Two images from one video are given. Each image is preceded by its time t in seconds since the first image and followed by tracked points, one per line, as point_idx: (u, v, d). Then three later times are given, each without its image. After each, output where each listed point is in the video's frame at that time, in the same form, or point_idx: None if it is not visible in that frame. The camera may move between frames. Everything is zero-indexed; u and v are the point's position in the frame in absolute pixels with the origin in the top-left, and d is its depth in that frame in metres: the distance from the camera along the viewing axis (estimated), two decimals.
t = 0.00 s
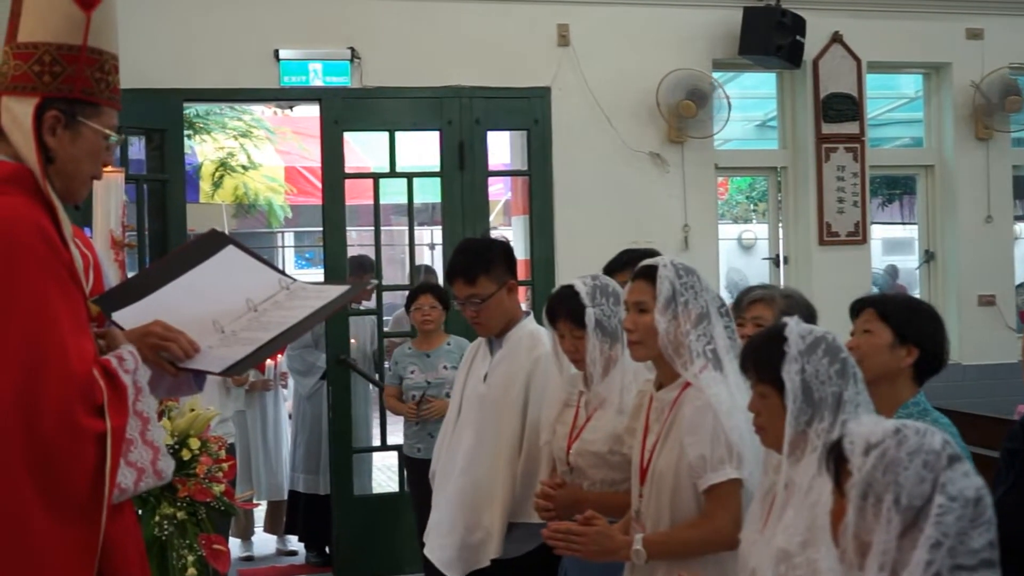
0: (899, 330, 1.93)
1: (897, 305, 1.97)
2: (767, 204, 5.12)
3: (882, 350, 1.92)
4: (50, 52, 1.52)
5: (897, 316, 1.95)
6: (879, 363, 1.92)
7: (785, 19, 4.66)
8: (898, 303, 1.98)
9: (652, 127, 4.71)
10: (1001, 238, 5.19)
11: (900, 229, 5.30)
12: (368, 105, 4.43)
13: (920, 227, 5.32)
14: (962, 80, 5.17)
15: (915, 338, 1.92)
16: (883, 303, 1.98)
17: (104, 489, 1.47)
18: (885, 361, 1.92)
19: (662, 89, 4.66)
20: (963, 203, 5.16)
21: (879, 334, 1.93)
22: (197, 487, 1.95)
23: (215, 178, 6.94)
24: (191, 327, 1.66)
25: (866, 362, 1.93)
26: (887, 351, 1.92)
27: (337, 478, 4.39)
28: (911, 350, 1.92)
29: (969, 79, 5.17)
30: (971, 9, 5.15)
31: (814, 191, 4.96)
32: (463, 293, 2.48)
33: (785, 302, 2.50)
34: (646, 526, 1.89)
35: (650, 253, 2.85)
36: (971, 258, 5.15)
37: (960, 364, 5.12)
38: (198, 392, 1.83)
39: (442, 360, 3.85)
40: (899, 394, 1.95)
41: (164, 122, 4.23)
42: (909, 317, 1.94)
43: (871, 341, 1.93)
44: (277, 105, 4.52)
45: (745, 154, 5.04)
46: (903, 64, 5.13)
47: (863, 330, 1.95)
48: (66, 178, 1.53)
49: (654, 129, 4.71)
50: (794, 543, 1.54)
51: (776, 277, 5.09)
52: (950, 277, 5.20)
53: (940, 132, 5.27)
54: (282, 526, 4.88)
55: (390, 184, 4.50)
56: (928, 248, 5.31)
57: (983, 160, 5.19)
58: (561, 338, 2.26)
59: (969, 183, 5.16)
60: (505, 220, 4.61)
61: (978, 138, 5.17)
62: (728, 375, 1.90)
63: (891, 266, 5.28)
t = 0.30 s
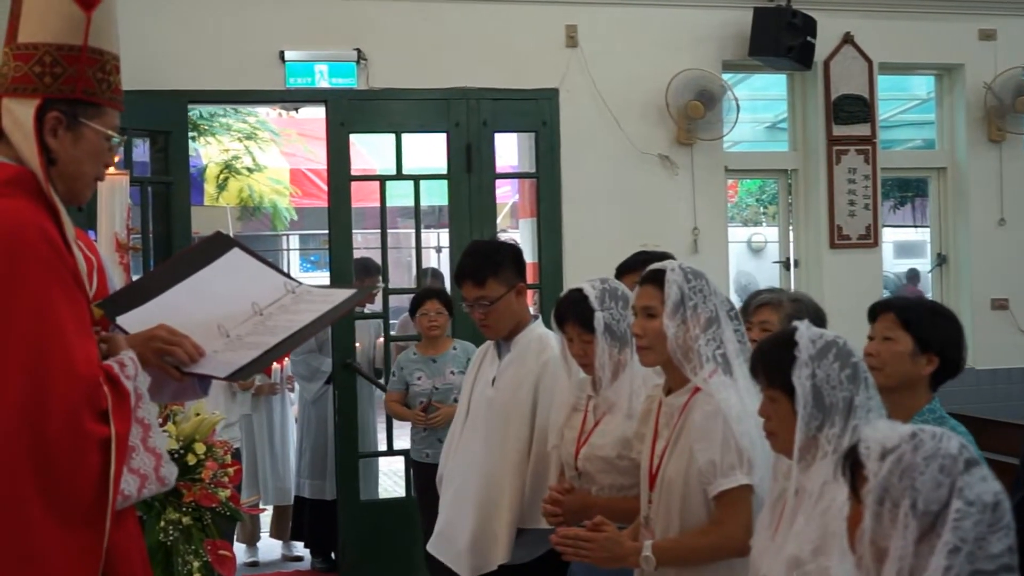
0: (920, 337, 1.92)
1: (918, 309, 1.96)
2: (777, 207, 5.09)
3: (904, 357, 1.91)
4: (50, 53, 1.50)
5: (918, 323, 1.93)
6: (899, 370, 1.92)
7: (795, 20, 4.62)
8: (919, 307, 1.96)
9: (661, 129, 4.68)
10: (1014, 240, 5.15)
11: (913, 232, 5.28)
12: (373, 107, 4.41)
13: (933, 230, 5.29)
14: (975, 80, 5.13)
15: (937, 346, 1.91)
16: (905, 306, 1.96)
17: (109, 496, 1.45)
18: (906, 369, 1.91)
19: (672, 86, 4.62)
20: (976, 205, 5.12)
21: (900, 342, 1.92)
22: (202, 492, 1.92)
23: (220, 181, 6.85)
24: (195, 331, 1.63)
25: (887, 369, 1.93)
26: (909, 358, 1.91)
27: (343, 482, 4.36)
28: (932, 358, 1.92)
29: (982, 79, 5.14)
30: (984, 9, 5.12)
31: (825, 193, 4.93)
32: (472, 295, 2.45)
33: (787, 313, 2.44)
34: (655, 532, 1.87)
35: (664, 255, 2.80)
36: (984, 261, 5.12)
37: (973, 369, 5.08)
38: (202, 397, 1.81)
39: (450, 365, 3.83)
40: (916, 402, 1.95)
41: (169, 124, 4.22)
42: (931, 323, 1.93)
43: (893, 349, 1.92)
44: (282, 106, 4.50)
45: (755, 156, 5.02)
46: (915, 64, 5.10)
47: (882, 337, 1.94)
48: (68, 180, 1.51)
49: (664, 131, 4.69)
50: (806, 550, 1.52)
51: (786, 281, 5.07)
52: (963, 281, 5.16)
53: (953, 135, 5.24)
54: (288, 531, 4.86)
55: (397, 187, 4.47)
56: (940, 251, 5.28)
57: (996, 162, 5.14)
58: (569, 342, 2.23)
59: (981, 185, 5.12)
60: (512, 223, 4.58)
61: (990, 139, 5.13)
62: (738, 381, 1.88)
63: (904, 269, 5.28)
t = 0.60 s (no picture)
0: (939, 345, 1.91)
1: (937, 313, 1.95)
2: (786, 209, 5.08)
3: (922, 366, 1.91)
4: (55, 55, 1.49)
5: (938, 330, 1.92)
6: (916, 379, 1.92)
7: (804, 21, 4.61)
8: (939, 313, 1.95)
9: (669, 131, 4.66)
10: None
11: (923, 235, 5.26)
12: (378, 110, 4.39)
13: (943, 232, 5.27)
14: (985, 81, 5.11)
15: (955, 355, 1.91)
16: (926, 312, 1.95)
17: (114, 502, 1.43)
18: (923, 378, 1.91)
19: (680, 87, 4.61)
20: (987, 207, 5.10)
21: (918, 350, 1.91)
22: (207, 498, 1.91)
23: (223, 184, 6.89)
24: (201, 336, 1.62)
25: (904, 377, 1.92)
26: (927, 367, 1.91)
27: (349, 488, 4.35)
28: (949, 368, 1.91)
29: (993, 80, 5.12)
30: (994, 10, 5.10)
31: (835, 195, 4.92)
32: (481, 298, 2.44)
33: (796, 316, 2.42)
34: (664, 538, 1.84)
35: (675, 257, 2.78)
36: (995, 263, 5.10)
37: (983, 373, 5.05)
38: (207, 402, 1.80)
39: (464, 371, 3.83)
40: (930, 408, 1.94)
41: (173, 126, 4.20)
42: (951, 330, 1.92)
43: (912, 357, 1.92)
44: (287, 110, 4.49)
45: (763, 158, 5.00)
46: (925, 66, 5.08)
47: (901, 345, 1.93)
48: (73, 184, 1.50)
49: (672, 133, 4.67)
50: (819, 558, 1.51)
51: (795, 284, 5.05)
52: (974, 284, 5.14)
53: (964, 138, 5.22)
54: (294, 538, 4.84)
55: (403, 190, 4.47)
56: (951, 253, 5.26)
57: (1008, 164, 5.12)
58: (576, 348, 2.23)
59: (993, 187, 5.10)
60: (518, 226, 4.56)
61: (1001, 140, 5.11)
62: (748, 386, 1.86)
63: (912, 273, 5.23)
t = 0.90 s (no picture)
0: (949, 350, 1.90)
1: (944, 316, 1.95)
2: (793, 214, 5.07)
3: (932, 372, 1.90)
4: (67, 61, 1.48)
5: (949, 335, 1.92)
6: (926, 384, 1.90)
7: (811, 25, 4.60)
8: (949, 318, 1.95)
9: (676, 134, 4.66)
10: None
11: (931, 239, 5.26)
12: (383, 114, 4.40)
13: (951, 237, 5.27)
14: (993, 85, 5.11)
15: (964, 360, 1.90)
16: (936, 318, 1.94)
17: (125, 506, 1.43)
18: (933, 383, 1.90)
19: (687, 91, 4.59)
20: (995, 211, 5.09)
21: (929, 355, 1.91)
22: (215, 503, 1.89)
23: (230, 189, 6.85)
24: (208, 342, 1.62)
25: (913, 382, 1.91)
26: (936, 373, 1.90)
27: (355, 494, 4.34)
28: (959, 373, 1.90)
29: (1000, 85, 5.12)
30: (1002, 14, 5.10)
31: (842, 199, 4.91)
32: (490, 300, 2.43)
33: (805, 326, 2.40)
34: (674, 544, 1.84)
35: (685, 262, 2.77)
36: (1002, 268, 5.09)
37: (992, 377, 5.03)
38: (215, 407, 1.81)
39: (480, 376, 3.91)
40: (939, 413, 1.93)
41: (179, 131, 4.20)
42: (960, 335, 1.92)
43: (921, 362, 1.91)
44: (293, 114, 4.49)
45: (770, 162, 4.99)
46: (932, 70, 5.08)
47: (911, 350, 1.93)
48: (83, 189, 1.50)
49: (678, 137, 4.66)
50: (828, 565, 1.49)
51: (802, 289, 5.04)
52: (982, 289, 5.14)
53: (971, 141, 5.21)
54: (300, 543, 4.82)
55: (409, 194, 4.45)
56: (959, 258, 5.26)
57: (1015, 168, 5.12)
58: (581, 353, 2.20)
59: (1000, 191, 5.10)
60: (524, 231, 4.56)
61: (1009, 144, 5.11)
62: (758, 391, 1.85)
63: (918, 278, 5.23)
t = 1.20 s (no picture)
0: (954, 356, 1.90)
1: (948, 320, 1.94)
2: (800, 218, 5.06)
3: (937, 376, 1.90)
4: (83, 68, 1.51)
5: (954, 341, 1.91)
6: (931, 389, 1.90)
7: (819, 29, 4.59)
8: (953, 323, 1.94)
9: (683, 138, 4.65)
10: None
11: (939, 244, 5.25)
12: (389, 118, 4.40)
13: (959, 242, 5.26)
14: (1001, 90, 5.10)
15: (970, 365, 1.90)
16: (940, 322, 1.93)
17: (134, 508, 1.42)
18: (938, 388, 1.90)
19: (695, 93, 4.59)
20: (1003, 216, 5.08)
21: (933, 360, 1.90)
22: (222, 507, 1.90)
23: (237, 192, 6.95)
24: (216, 345, 1.63)
25: (919, 388, 1.91)
26: (942, 377, 1.89)
27: (362, 498, 4.34)
28: (964, 378, 1.90)
29: (1009, 89, 5.11)
30: (1011, 18, 5.08)
31: (850, 203, 4.90)
32: (501, 292, 2.45)
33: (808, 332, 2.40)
34: (682, 550, 1.83)
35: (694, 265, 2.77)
36: (1010, 273, 5.08)
37: (1000, 382, 5.02)
38: (220, 411, 1.85)
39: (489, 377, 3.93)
40: (945, 419, 1.93)
41: (187, 134, 4.21)
42: (966, 341, 1.91)
43: (926, 367, 1.90)
44: (300, 118, 4.50)
45: (777, 167, 4.99)
46: (941, 74, 5.07)
47: (915, 355, 1.92)
48: (91, 194, 1.51)
49: (686, 141, 4.66)
50: (835, 571, 1.49)
51: (810, 294, 5.03)
52: (990, 294, 5.12)
53: (979, 146, 5.20)
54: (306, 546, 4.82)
55: (416, 198, 4.47)
56: (967, 263, 5.25)
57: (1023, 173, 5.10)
58: (585, 359, 2.19)
59: (1008, 196, 5.09)
60: (532, 234, 4.58)
61: (1017, 149, 5.09)
62: (766, 395, 1.85)
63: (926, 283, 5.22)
